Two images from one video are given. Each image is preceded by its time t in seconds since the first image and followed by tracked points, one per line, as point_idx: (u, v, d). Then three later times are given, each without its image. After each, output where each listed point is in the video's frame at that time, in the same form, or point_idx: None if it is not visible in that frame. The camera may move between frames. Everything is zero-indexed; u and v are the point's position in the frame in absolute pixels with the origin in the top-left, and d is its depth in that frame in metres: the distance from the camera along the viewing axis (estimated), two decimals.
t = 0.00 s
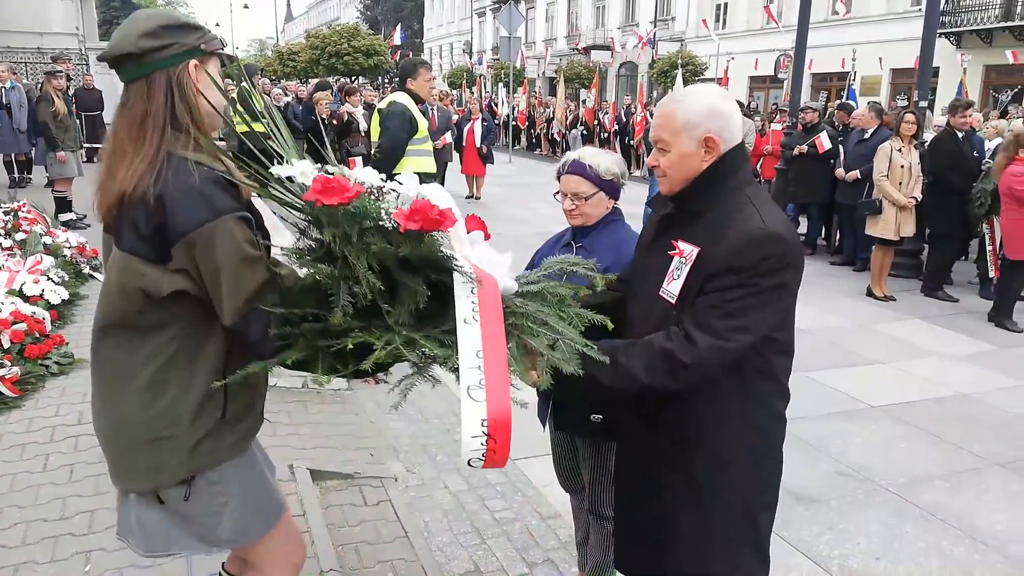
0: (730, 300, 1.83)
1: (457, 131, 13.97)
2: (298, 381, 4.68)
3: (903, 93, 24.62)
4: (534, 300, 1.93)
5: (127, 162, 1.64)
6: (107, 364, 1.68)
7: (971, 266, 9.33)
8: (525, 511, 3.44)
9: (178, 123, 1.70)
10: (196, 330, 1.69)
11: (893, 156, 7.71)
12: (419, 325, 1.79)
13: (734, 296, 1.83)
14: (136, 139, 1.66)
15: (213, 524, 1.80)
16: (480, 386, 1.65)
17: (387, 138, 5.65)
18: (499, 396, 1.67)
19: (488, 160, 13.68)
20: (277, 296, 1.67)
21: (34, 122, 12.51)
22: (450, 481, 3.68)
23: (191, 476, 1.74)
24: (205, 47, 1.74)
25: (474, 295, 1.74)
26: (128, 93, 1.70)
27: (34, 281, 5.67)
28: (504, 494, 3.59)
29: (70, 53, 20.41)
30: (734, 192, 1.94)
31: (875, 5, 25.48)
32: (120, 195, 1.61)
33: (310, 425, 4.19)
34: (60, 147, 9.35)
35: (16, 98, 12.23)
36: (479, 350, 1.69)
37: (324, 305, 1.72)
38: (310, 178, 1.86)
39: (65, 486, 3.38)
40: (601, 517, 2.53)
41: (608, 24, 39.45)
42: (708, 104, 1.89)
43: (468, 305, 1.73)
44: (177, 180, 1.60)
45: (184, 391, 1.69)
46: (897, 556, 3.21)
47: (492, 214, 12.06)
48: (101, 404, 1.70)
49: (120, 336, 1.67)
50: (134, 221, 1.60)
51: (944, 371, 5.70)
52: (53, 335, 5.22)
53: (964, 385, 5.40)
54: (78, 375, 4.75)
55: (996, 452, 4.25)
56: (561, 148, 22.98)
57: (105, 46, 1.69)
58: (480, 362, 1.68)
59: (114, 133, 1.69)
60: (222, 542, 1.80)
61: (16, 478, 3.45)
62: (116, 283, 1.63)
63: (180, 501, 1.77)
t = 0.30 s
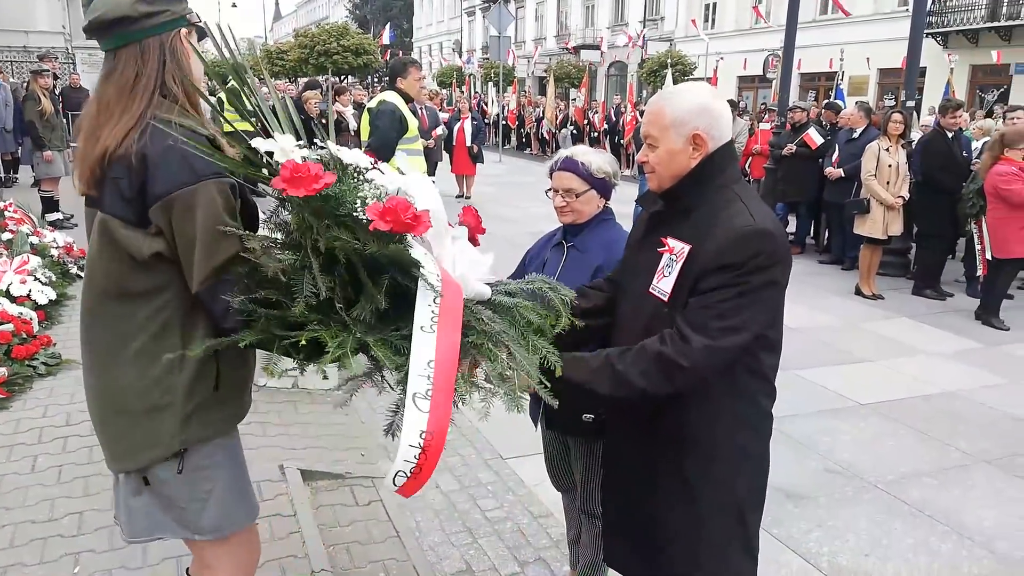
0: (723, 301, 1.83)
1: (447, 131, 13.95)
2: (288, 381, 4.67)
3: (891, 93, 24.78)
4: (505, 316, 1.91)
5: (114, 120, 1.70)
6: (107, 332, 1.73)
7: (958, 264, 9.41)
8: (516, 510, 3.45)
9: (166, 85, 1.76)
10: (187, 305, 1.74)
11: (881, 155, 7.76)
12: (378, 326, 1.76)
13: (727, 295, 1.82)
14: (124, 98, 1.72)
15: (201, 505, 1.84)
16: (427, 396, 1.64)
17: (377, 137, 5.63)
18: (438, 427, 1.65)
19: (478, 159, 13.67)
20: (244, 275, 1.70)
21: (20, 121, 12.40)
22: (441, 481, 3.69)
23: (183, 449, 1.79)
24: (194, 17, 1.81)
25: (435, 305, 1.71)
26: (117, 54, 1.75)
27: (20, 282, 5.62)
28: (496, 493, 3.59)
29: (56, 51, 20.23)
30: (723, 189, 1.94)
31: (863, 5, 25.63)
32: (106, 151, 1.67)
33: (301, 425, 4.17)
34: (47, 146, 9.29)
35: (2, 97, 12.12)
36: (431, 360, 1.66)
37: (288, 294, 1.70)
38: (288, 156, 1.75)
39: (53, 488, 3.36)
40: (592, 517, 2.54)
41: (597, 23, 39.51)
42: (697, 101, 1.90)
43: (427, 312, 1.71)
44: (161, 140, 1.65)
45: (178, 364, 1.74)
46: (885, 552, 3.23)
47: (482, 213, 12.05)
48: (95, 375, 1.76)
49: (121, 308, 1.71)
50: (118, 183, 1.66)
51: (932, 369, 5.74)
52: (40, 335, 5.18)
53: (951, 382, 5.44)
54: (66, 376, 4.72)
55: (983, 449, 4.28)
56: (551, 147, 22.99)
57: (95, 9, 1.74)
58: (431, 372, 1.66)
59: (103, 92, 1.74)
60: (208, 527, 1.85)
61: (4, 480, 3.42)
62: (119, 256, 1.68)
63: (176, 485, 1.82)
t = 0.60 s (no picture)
0: (721, 301, 1.79)
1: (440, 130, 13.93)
2: (280, 381, 4.65)
3: (882, 92, 24.89)
4: (501, 279, 2.11)
5: (148, 119, 1.68)
6: (139, 319, 1.68)
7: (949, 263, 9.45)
8: (510, 510, 3.45)
9: (195, 86, 1.77)
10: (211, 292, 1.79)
11: (872, 155, 7.78)
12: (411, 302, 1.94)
13: (725, 294, 1.78)
14: (155, 98, 1.70)
15: (226, 492, 1.88)
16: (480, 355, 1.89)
17: (367, 137, 5.62)
18: (510, 400, 1.90)
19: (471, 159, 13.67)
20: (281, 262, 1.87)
21: (9, 121, 12.33)
22: (435, 482, 3.68)
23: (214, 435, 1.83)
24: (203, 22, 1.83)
25: (466, 278, 1.93)
26: (140, 55, 1.73)
27: (11, 282, 5.59)
28: (489, 493, 3.59)
29: (46, 50, 20.11)
30: (718, 188, 1.93)
31: (854, 5, 25.73)
32: (144, 148, 1.65)
33: (293, 426, 4.15)
34: (37, 146, 9.25)
35: None
36: (472, 330, 1.90)
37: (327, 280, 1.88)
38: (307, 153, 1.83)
39: (44, 490, 3.34)
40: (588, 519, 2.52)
41: (590, 23, 39.56)
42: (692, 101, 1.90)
43: (459, 286, 1.92)
44: (202, 136, 1.68)
45: (208, 348, 1.79)
46: (878, 550, 3.24)
47: (475, 213, 12.05)
48: (126, 373, 1.69)
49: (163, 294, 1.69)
50: (161, 177, 1.64)
51: (924, 368, 5.76)
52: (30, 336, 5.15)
53: (943, 381, 5.46)
54: (57, 377, 4.69)
55: (975, 447, 4.30)
56: (544, 147, 23.01)
57: (123, 10, 1.67)
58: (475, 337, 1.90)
59: (127, 95, 1.71)
60: (231, 513, 1.89)
61: None
62: (163, 243, 1.66)
63: (195, 474, 1.82)
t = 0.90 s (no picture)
0: (737, 304, 1.78)
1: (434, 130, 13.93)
2: (275, 381, 4.64)
3: (875, 92, 24.99)
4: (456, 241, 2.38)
5: (157, 119, 1.68)
6: (192, 300, 1.73)
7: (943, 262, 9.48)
8: (505, 510, 3.45)
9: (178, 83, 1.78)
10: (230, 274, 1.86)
11: (865, 155, 7.82)
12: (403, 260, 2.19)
13: (739, 298, 1.78)
14: (155, 96, 1.69)
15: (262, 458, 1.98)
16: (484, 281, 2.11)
17: (360, 136, 5.62)
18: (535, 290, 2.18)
19: (466, 159, 13.67)
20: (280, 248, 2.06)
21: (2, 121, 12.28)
22: (430, 482, 3.68)
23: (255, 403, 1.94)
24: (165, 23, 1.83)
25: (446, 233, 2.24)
26: (126, 51, 1.69)
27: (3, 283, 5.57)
28: (485, 493, 3.59)
29: (39, 50, 20.04)
30: (719, 189, 1.91)
31: (847, 5, 25.82)
32: (167, 151, 1.66)
33: (288, 427, 4.14)
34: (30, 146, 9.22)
35: None
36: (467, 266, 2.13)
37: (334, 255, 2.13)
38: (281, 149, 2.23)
39: (37, 491, 3.33)
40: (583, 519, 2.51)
41: (584, 23, 39.61)
42: (690, 101, 1.90)
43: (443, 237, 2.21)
44: (213, 135, 1.76)
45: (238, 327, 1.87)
46: (872, 549, 3.25)
47: (470, 213, 12.05)
48: (187, 360, 1.74)
49: (209, 274, 1.75)
50: (191, 178, 1.68)
51: (918, 367, 5.78)
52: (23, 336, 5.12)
53: (936, 380, 5.48)
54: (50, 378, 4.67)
55: (969, 446, 4.32)
56: (539, 146, 23.04)
57: (112, 8, 1.66)
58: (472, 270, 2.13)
59: (121, 96, 1.67)
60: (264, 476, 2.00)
61: None
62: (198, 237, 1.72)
63: (245, 434, 1.93)
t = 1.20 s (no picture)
0: (734, 303, 1.78)
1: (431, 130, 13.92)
2: (272, 381, 4.63)
3: (871, 92, 25.04)
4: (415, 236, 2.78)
5: (172, 116, 1.72)
6: (211, 283, 1.80)
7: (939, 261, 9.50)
8: (503, 509, 3.45)
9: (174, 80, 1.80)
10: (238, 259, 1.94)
11: (862, 155, 7.86)
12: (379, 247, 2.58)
13: (739, 298, 1.77)
14: (163, 93, 1.73)
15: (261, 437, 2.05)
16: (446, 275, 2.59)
17: (353, 135, 5.60)
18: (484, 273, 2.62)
19: (463, 159, 13.67)
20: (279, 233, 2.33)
21: None
22: (428, 482, 3.68)
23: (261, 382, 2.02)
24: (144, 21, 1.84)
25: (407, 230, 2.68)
26: (125, 52, 1.70)
27: None
28: (483, 493, 3.59)
29: (34, 50, 19.99)
30: (721, 189, 1.90)
31: (843, 5, 25.87)
32: (190, 147, 1.73)
33: (286, 427, 4.13)
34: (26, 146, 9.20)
35: None
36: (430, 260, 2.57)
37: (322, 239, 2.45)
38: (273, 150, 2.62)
39: (33, 492, 3.32)
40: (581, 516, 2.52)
41: (581, 23, 39.62)
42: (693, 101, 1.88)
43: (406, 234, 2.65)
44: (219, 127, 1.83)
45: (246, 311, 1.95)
46: (869, 548, 3.26)
47: (467, 212, 12.06)
48: (205, 345, 1.82)
49: (222, 254, 1.82)
50: (214, 172, 1.76)
51: (914, 366, 5.79)
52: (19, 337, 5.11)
53: (933, 379, 5.49)
54: (46, 378, 4.66)
55: (965, 445, 4.33)
56: (536, 146, 23.05)
57: (112, 9, 1.67)
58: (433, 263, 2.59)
59: (133, 96, 1.69)
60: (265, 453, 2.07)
61: None
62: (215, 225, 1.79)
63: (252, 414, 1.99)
